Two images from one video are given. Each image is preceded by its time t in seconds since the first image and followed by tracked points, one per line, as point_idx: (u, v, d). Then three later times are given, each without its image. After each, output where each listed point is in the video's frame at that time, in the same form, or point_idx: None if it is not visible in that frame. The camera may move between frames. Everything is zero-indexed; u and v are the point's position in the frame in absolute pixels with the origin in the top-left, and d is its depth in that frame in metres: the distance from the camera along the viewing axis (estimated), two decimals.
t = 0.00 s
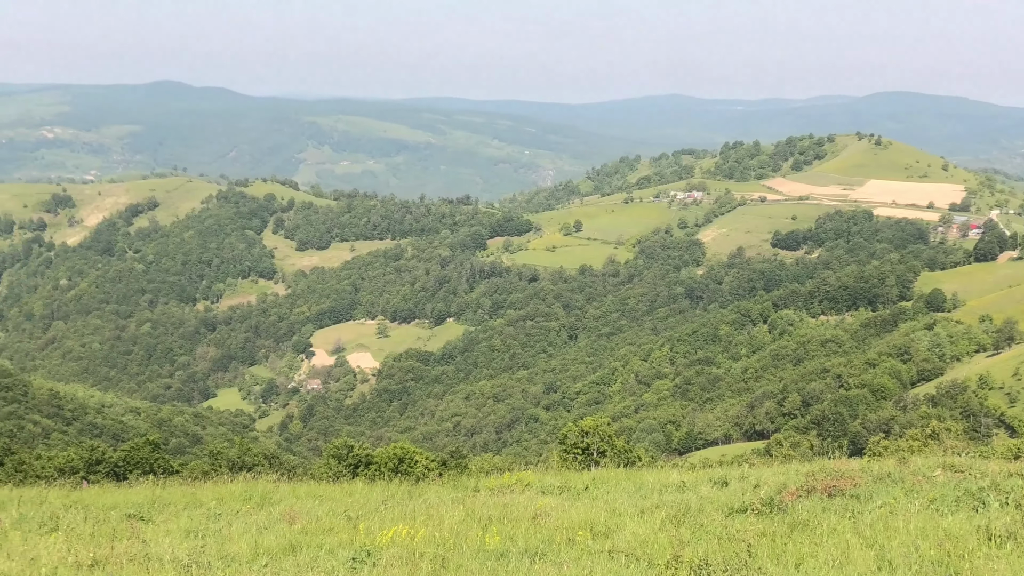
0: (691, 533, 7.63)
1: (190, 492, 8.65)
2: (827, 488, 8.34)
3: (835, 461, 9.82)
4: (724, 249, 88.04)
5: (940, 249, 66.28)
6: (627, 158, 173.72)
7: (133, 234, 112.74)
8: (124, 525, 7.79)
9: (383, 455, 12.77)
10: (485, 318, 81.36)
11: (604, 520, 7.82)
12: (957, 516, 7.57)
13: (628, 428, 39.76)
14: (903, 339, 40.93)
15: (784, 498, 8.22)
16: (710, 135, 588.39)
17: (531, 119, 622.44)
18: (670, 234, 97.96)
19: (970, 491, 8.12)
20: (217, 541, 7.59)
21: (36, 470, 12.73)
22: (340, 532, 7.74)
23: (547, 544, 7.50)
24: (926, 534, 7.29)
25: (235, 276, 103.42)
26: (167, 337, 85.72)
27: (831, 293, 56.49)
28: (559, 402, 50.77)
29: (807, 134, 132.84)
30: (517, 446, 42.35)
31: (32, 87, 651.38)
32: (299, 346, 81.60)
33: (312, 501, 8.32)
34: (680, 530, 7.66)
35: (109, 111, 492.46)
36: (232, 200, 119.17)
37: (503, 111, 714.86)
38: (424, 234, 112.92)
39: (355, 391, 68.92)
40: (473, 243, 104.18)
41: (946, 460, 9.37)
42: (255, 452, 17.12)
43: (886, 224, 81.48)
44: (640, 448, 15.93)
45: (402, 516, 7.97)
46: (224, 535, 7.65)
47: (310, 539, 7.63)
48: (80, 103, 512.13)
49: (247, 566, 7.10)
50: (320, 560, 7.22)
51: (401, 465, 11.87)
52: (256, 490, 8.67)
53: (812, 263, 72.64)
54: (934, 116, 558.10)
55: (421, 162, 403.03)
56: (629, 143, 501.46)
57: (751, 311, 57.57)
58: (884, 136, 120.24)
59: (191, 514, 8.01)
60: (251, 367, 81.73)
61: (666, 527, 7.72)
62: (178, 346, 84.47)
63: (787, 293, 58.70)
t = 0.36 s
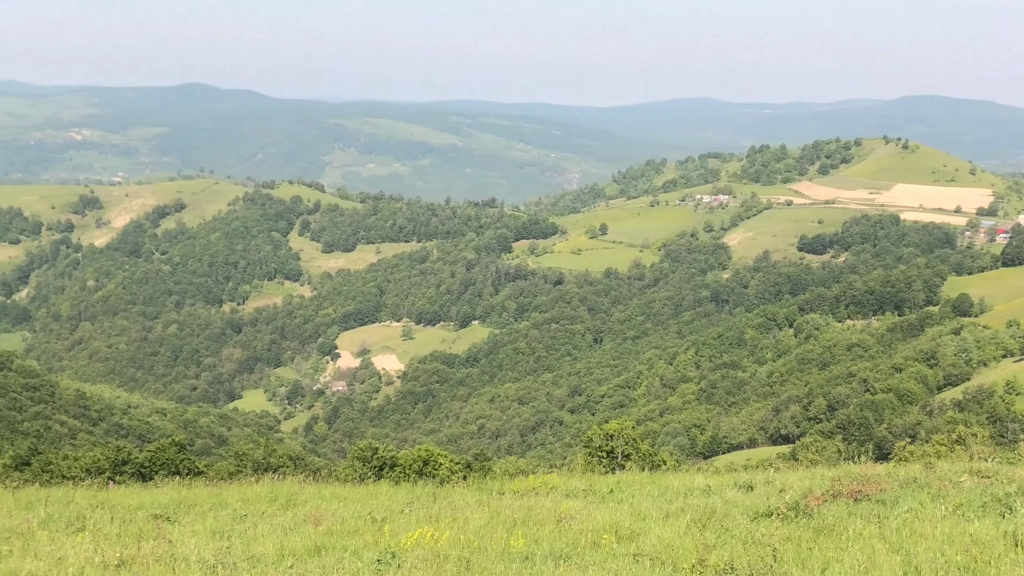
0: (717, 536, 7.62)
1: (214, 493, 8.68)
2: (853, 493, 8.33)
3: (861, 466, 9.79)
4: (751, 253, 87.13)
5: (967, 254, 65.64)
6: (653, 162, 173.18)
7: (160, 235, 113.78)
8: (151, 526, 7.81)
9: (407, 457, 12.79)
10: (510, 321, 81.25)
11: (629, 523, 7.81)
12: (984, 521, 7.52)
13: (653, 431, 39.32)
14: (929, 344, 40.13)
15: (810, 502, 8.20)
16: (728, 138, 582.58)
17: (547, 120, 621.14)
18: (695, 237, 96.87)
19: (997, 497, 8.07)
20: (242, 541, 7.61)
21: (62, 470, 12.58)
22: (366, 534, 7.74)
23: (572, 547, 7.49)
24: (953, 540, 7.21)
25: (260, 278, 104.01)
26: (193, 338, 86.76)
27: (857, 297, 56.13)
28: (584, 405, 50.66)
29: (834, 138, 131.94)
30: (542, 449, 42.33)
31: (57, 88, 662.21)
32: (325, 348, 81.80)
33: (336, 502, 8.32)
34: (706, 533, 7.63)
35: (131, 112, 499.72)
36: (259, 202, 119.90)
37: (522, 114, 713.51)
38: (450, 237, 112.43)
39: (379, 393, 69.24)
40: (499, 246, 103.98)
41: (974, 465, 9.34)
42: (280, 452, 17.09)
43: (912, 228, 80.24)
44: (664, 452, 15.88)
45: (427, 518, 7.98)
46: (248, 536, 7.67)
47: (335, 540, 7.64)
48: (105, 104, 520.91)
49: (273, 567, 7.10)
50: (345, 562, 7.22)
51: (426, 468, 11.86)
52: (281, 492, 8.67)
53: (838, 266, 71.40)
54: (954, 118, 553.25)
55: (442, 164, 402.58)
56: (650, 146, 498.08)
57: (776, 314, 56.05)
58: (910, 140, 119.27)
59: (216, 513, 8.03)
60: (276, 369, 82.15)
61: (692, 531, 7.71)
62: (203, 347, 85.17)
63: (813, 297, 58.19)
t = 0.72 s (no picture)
0: (744, 540, 7.60)
1: (243, 494, 8.72)
2: (881, 497, 8.29)
3: (890, 472, 9.73)
4: (779, 256, 86.50)
5: (1001, 258, 64.42)
6: (681, 164, 171.84)
7: (188, 237, 115.45)
8: (180, 525, 7.85)
9: (434, 459, 12.82)
10: (538, 323, 80.81)
11: (657, 526, 7.79)
12: (1015, 527, 7.43)
13: (681, 434, 39.28)
14: (958, 347, 39.37)
15: (838, 507, 8.17)
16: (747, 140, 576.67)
17: (565, 122, 618.71)
18: (723, 240, 95.43)
19: None
20: (271, 542, 7.63)
21: (92, 469, 12.54)
22: (394, 535, 7.74)
23: (599, 549, 7.48)
24: (983, 545, 7.14)
25: (289, 280, 104.46)
26: (221, 340, 87.40)
27: (886, 301, 54.72)
28: (612, 408, 50.39)
29: (863, 141, 130.69)
30: (570, 451, 42.40)
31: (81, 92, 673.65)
32: (352, 350, 81.50)
33: (364, 504, 8.34)
34: (733, 538, 7.62)
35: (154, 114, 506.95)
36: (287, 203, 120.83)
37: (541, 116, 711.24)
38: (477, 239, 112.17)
39: (407, 395, 68.88)
40: (526, 249, 103.28)
41: (1005, 470, 9.28)
42: (308, 454, 17.07)
43: (942, 231, 78.30)
44: (692, 455, 15.73)
45: (455, 520, 7.97)
46: (277, 537, 7.69)
47: (363, 542, 7.65)
48: (131, 105, 529.69)
49: (301, 568, 7.11)
50: (373, 563, 7.23)
51: (454, 470, 11.87)
52: (310, 493, 8.69)
53: (866, 269, 71.47)
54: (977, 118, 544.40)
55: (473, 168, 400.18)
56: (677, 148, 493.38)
57: (805, 318, 55.60)
58: (940, 143, 117.69)
59: (245, 515, 8.05)
60: (305, 370, 82.51)
61: (719, 534, 7.69)
62: (232, 349, 85.85)
63: (842, 300, 57.30)
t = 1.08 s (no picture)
0: (774, 542, 7.59)
1: (272, 496, 8.75)
2: (912, 500, 8.26)
3: (921, 475, 9.70)
4: (808, 259, 84.70)
5: None
6: (709, 166, 170.03)
7: (218, 239, 116.06)
8: (210, 527, 7.87)
9: (461, 461, 12.85)
10: (566, 325, 79.94)
11: (686, 529, 7.78)
12: None
13: (709, 436, 39.18)
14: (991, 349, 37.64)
15: (868, 509, 8.15)
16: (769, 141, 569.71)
17: (581, 121, 616.39)
18: (752, 242, 94.10)
19: None
20: (301, 543, 7.66)
21: (123, 472, 12.59)
22: (422, 537, 7.75)
23: (628, 551, 7.46)
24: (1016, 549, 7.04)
25: (318, 282, 104.75)
26: (250, 341, 88.10)
27: (916, 303, 53.57)
28: (640, 410, 50.02)
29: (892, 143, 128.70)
30: (598, 454, 42.49)
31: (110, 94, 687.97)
32: (381, 352, 81.41)
33: (394, 506, 8.34)
34: (762, 540, 7.61)
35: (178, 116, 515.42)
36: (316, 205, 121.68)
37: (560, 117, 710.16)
38: (506, 241, 111.56)
39: (435, 397, 68.18)
40: (554, 250, 101.85)
41: None
42: (336, 456, 17.17)
43: (973, 234, 76.17)
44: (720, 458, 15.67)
45: (483, 522, 7.97)
46: (306, 538, 7.70)
47: (392, 543, 7.65)
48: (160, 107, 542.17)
49: (331, 569, 7.11)
50: (402, 564, 7.22)
51: (481, 473, 11.92)
52: (339, 496, 8.68)
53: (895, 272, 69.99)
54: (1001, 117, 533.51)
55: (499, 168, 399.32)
56: (706, 151, 488.44)
57: (834, 319, 54.72)
58: (970, 144, 115.49)
59: (274, 516, 8.07)
60: (333, 372, 82.90)
61: (749, 537, 7.68)
62: (261, 351, 86.55)
63: (871, 303, 56.85)
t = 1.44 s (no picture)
0: (806, 543, 7.56)
1: (304, 497, 8.79)
2: (944, 500, 8.23)
3: (955, 476, 9.62)
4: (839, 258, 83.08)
5: None
6: (739, 167, 169.98)
7: (248, 243, 118.09)
8: (242, 529, 7.88)
9: (491, 463, 12.90)
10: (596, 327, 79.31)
11: (718, 529, 7.76)
12: None
13: (740, 437, 39.14)
14: None
15: (900, 510, 8.12)
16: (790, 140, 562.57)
17: (599, 122, 616.02)
18: (782, 242, 92.81)
19: None
20: (332, 544, 7.66)
21: (155, 475, 12.65)
22: (453, 538, 7.76)
23: (660, 553, 7.43)
24: None
25: (348, 284, 105.95)
26: (281, 345, 88.59)
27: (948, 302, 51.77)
28: (670, 412, 49.80)
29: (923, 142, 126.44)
30: (628, 455, 42.73)
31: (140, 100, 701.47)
32: (411, 354, 82.03)
33: (424, 508, 8.32)
34: (794, 541, 7.57)
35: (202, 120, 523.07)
36: (345, 209, 122.88)
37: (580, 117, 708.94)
38: (535, 242, 111.60)
39: (465, 399, 68.41)
40: (584, 252, 101.82)
41: None
42: (367, 459, 17.30)
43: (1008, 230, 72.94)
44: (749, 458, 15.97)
45: (515, 524, 7.96)
46: (338, 540, 7.72)
47: (423, 545, 7.66)
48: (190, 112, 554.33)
49: (361, 569, 7.12)
50: (434, 566, 7.21)
51: (512, 474, 11.96)
52: (369, 498, 8.69)
53: (927, 271, 66.75)
54: None
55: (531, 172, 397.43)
56: (738, 150, 482.54)
57: (866, 320, 53.35)
58: (1003, 142, 113.46)
59: (306, 518, 8.10)
60: (364, 375, 83.71)
61: (781, 538, 7.65)
62: (292, 354, 87.27)
63: (903, 303, 54.66)
